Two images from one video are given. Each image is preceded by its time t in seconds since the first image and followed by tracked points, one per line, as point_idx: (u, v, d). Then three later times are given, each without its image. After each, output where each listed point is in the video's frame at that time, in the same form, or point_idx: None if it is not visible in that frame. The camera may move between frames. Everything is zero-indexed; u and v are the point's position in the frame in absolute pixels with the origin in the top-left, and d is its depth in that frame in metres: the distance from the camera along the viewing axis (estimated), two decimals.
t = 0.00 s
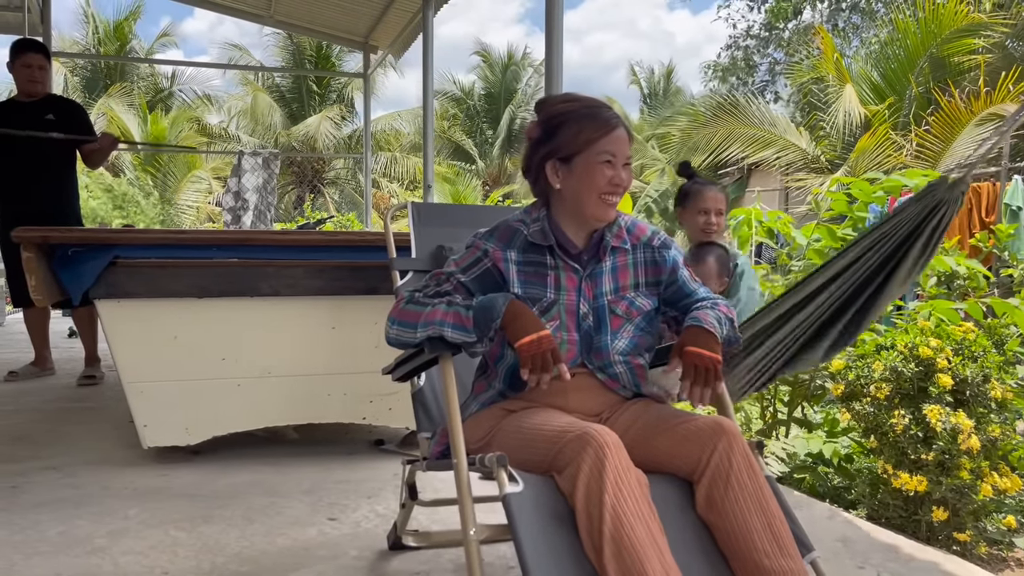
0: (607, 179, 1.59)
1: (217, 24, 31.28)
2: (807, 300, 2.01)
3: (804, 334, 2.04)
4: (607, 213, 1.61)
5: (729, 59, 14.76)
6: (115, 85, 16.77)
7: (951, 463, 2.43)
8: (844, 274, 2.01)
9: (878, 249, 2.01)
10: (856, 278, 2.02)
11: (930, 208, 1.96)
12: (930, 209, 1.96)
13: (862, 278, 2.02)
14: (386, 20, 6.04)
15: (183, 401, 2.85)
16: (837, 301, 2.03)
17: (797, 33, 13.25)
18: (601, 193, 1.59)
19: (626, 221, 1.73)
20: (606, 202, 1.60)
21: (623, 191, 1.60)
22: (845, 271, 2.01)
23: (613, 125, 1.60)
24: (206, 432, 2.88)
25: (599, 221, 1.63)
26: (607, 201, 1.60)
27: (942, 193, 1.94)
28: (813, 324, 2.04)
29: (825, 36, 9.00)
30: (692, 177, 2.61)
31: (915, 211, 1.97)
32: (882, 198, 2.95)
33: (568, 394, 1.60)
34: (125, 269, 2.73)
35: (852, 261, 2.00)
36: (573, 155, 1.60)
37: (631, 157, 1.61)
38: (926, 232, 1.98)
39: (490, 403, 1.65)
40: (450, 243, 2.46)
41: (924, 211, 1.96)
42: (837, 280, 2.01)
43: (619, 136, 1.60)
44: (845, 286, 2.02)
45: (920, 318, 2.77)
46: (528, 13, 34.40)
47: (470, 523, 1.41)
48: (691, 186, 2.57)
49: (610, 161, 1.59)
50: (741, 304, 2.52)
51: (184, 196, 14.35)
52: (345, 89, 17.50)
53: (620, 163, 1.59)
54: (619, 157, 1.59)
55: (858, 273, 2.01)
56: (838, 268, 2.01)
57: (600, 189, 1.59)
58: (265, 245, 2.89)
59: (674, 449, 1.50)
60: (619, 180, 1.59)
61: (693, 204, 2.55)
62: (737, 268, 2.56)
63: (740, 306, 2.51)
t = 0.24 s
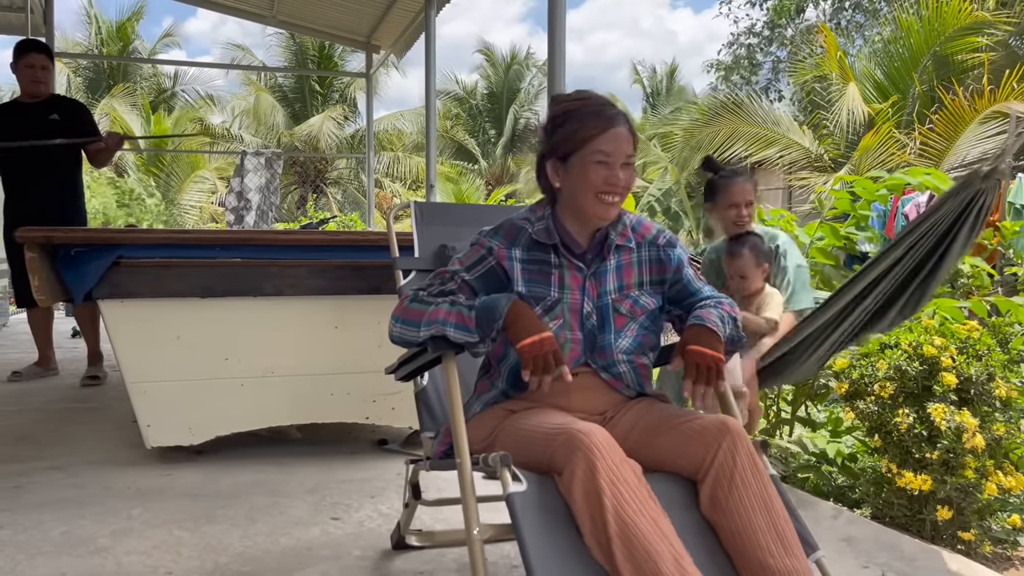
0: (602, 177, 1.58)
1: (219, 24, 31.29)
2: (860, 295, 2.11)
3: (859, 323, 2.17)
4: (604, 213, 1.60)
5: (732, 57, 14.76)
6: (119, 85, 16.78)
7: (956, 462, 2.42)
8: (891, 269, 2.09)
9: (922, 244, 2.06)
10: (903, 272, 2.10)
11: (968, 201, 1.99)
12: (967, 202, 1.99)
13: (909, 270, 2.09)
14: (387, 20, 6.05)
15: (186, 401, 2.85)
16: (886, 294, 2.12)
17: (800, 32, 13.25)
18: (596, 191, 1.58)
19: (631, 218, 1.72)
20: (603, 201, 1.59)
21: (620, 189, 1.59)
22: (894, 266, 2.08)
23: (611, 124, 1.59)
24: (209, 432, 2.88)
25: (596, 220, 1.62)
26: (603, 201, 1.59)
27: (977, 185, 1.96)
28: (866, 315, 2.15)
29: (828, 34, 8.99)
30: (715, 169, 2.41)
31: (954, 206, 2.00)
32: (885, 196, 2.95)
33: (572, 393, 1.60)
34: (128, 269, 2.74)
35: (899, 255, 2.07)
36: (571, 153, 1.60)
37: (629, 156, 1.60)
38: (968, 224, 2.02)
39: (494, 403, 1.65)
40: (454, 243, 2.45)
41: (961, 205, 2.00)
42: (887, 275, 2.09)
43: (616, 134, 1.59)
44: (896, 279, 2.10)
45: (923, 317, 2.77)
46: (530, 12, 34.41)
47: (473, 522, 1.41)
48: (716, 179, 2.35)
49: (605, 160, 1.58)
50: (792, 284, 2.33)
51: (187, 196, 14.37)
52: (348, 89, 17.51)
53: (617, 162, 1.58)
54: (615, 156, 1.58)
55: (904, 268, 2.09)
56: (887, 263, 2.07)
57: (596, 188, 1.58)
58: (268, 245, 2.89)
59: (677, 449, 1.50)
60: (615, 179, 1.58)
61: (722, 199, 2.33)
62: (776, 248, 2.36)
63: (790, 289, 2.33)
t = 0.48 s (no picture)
0: (593, 179, 1.58)
1: (223, 25, 31.35)
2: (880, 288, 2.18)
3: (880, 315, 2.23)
4: (594, 214, 1.59)
5: (735, 56, 14.75)
6: (123, 85, 16.81)
7: (960, 461, 2.41)
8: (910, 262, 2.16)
9: (941, 236, 2.14)
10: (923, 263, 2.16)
11: (982, 194, 2.07)
12: (983, 194, 2.07)
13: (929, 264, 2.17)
14: (390, 20, 6.06)
15: (190, 401, 2.85)
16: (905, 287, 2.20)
17: (804, 30, 13.25)
18: (584, 192, 1.58)
19: (640, 218, 1.72)
20: (591, 203, 1.59)
21: (609, 193, 1.58)
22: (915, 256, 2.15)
23: (607, 126, 1.58)
24: (213, 432, 2.88)
25: (589, 222, 1.62)
26: (592, 202, 1.58)
27: (990, 178, 2.05)
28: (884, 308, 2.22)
29: (832, 33, 8.98)
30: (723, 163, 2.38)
31: (969, 200, 2.09)
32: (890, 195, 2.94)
33: (578, 394, 1.60)
34: (132, 270, 2.74)
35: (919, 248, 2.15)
36: (568, 152, 1.61)
37: (622, 159, 1.58)
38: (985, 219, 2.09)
39: (500, 402, 1.65)
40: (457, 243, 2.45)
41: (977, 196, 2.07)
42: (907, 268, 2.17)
43: (608, 137, 1.58)
44: (917, 269, 2.17)
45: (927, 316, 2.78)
46: (533, 11, 34.41)
47: (477, 522, 1.41)
48: (723, 173, 2.34)
49: (594, 162, 1.58)
50: (810, 273, 2.29)
51: (191, 196, 14.40)
52: (351, 89, 17.52)
53: (608, 164, 1.58)
54: (606, 158, 1.58)
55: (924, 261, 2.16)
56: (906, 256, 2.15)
57: (586, 189, 1.58)
58: (271, 245, 2.90)
59: (681, 448, 1.50)
60: (604, 182, 1.57)
61: (730, 193, 2.32)
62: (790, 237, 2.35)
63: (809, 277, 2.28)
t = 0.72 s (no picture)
0: (604, 183, 1.59)
1: (227, 25, 31.40)
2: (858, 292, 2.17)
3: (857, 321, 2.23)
4: (604, 218, 1.60)
5: (738, 56, 14.75)
6: (126, 86, 16.85)
7: (964, 462, 2.41)
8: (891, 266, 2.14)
9: (923, 242, 2.12)
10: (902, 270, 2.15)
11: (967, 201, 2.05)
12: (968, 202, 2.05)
13: (909, 269, 2.16)
14: (393, 21, 6.08)
15: (195, 401, 2.86)
16: (886, 292, 2.18)
17: (807, 30, 13.25)
18: (596, 197, 1.59)
19: (652, 221, 1.72)
20: (603, 207, 1.59)
21: (621, 198, 1.59)
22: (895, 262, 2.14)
23: (621, 130, 1.59)
24: (218, 432, 2.89)
25: (599, 225, 1.62)
26: (603, 206, 1.59)
27: (977, 185, 2.03)
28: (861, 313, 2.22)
29: (835, 32, 8.98)
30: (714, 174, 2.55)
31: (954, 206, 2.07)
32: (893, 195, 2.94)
33: (584, 396, 1.60)
34: (137, 271, 2.75)
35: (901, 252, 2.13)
36: (581, 155, 1.62)
37: (636, 165, 1.59)
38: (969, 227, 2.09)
39: (504, 404, 1.65)
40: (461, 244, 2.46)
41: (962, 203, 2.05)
42: (887, 272, 2.15)
43: (621, 141, 1.59)
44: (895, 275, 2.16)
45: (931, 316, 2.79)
46: (536, 11, 34.44)
47: (480, 522, 1.42)
48: (711, 183, 2.51)
49: (607, 166, 1.58)
50: (787, 291, 2.48)
51: (195, 196, 14.43)
52: (355, 89, 17.55)
53: (620, 169, 1.58)
54: (619, 162, 1.58)
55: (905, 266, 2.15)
56: (888, 259, 2.13)
57: (597, 193, 1.59)
58: (275, 246, 2.90)
59: (683, 449, 1.50)
60: (615, 186, 1.58)
61: (715, 203, 2.50)
62: (770, 254, 2.58)
63: (785, 293, 2.47)
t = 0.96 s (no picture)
0: (613, 186, 1.59)
1: (232, 25, 31.44)
2: (811, 282, 2.41)
3: (807, 313, 2.44)
4: (612, 221, 1.60)
5: (743, 55, 14.75)
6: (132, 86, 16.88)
7: (969, 462, 2.40)
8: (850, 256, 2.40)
9: (882, 238, 2.36)
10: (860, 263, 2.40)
11: (929, 204, 2.29)
12: (929, 204, 2.28)
13: (861, 268, 2.40)
14: (397, 21, 6.09)
15: (200, 401, 2.87)
16: (841, 283, 2.42)
17: (812, 29, 13.25)
18: (605, 200, 1.59)
19: (660, 224, 1.72)
20: (611, 210, 1.59)
21: (629, 202, 1.59)
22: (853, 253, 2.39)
23: (632, 134, 1.59)
24: (223, 431, 2.90)
25: (607, 228, 1.62)
26: (611, 209, 1.59)
27: (942, 189, 2.24)
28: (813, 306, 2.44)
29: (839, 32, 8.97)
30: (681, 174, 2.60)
31: (915, 207, 2.30)
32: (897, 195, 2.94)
33: (589, 398, 1.60)
34: (142, 270, 2.76)
35: (855, 248, 2.39)
36: (590, 157, 1.62)
37: (646, 168, 1.59)
38: (922, 233, 2.32)
39: (509, 405, 1.65)
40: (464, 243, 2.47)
41: (922, 204, 2.29)
42: (844, 261, 2.40)
43: (631, 145, 1.58)
44: (853, 266, 2.41)
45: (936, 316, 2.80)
46: (540, 10, 34.44)
47: (484, 522, 1.42)
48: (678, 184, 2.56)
49: (617, 168, 1.59)
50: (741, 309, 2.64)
51: (200, 195, 14.45)
52: (359, 88, 17.57)
53: (630, 172, 1.58)
54: (629, 166, 1.58)
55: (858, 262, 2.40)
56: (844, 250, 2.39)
57: (606, 196, 1.59)
58: (280, 245, 2.91)
59: (688, 449, 1.50)
60: (624, 190, 1.58)
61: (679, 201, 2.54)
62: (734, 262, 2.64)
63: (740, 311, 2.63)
